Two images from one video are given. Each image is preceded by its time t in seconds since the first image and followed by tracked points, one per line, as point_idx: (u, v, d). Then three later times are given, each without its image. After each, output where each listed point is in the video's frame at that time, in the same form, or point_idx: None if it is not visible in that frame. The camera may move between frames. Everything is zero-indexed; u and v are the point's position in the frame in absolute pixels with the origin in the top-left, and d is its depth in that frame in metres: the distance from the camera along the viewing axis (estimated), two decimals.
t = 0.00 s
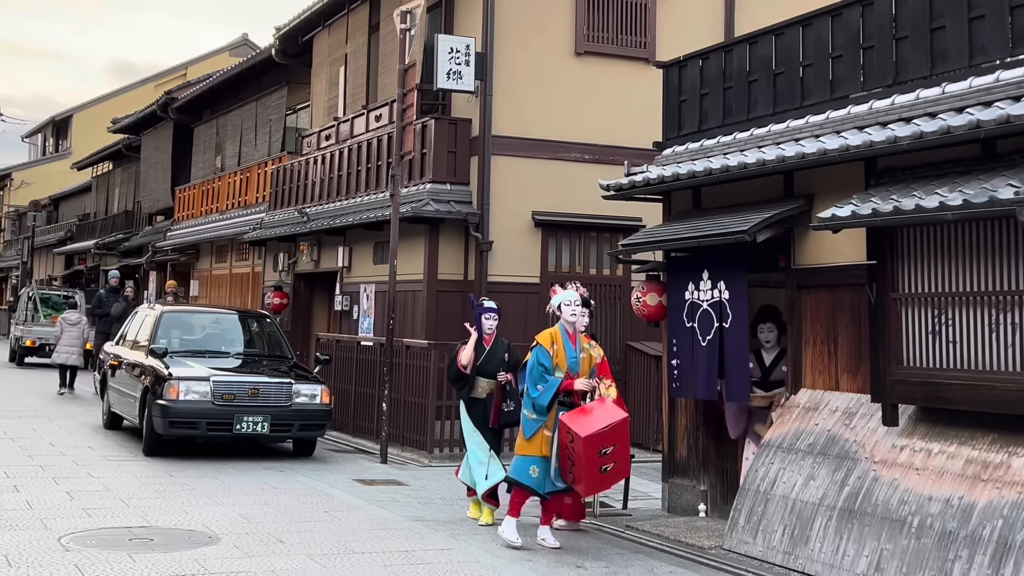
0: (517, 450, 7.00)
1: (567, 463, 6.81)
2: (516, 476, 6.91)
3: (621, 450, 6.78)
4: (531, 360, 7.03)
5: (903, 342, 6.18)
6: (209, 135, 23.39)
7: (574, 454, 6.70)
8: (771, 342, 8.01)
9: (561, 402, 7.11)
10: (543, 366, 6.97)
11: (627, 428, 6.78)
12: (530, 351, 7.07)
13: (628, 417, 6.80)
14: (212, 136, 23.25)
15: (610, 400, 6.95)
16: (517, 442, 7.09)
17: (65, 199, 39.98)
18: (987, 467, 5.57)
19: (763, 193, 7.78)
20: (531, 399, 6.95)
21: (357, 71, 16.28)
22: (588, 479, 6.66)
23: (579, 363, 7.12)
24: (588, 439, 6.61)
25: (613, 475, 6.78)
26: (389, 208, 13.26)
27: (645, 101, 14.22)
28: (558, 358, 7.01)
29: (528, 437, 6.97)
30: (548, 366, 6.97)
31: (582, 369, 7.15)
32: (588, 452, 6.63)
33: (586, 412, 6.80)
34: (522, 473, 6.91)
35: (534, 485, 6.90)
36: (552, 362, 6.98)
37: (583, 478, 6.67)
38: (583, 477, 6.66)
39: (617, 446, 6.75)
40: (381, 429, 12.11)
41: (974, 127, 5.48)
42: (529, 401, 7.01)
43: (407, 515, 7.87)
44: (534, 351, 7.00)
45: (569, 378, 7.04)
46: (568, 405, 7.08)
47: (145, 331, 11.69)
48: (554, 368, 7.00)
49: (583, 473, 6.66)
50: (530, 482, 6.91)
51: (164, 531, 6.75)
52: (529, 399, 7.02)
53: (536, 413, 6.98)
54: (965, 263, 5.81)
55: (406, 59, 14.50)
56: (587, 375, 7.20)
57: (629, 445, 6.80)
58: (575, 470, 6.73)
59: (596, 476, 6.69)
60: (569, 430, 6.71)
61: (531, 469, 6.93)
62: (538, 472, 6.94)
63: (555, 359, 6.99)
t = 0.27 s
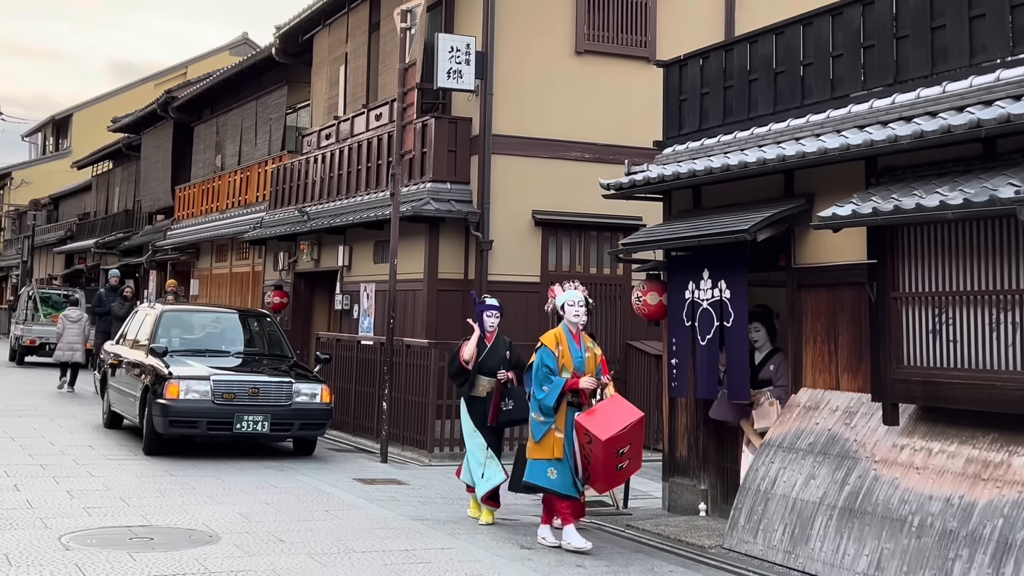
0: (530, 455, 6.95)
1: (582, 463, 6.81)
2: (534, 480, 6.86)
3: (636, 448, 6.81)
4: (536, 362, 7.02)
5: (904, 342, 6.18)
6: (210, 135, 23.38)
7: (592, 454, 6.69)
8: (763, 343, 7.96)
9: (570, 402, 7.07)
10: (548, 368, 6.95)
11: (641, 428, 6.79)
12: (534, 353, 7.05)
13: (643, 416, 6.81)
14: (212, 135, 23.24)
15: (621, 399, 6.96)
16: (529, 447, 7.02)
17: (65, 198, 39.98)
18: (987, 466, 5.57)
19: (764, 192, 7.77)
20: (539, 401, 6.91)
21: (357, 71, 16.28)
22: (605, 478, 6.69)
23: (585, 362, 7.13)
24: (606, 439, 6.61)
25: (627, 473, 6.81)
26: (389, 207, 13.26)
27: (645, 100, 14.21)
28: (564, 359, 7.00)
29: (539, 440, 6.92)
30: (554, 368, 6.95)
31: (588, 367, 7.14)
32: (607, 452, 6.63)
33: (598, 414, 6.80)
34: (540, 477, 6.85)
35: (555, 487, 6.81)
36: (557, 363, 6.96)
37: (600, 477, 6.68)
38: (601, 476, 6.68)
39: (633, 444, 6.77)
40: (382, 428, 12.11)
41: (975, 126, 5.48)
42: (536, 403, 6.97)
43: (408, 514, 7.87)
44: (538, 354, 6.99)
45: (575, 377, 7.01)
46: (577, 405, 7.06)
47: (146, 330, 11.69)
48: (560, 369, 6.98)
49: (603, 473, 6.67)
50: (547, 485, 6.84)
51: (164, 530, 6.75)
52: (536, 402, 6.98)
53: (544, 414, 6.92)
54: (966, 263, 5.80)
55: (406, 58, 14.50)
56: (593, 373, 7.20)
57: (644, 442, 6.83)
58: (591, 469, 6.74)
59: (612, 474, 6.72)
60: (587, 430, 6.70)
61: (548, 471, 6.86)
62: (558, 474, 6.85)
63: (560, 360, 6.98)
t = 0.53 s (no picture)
0: (553, 461, 6.83)
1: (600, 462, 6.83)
2: (558, 488, 6.79)
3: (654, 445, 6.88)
4: (550, 368, 6.90)
5: (904, 340, 6.18)
6: (210, 134, 23.38)
7: (611, 454, 6.71)
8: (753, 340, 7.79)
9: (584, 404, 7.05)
10: (564, 373, 6.87)
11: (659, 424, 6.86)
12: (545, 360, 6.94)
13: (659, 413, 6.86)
14: (212, 134, 23.24)
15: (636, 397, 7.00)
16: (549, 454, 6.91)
17: (65, 197, 40.00)
18: (987, 464, 5.58)
19: (764, 191, 7.77)
20: (562, 406, 6.80)
21: (357, 69, 16.28)
22: (624, 476, 6.75)
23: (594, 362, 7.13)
24: (629, 439, 6.64)
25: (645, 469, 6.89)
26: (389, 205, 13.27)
27: (645, 98, 14.21)
28: (575, 363, 6.95)
29: (565, 446, 6.81)
30: (569, 372, 6.88)
31: (598, 367, 7.12)
32: (628, 451, 6.66)
33: (617, 415, 6.79)
34: (564, 484, 6.79)
35: (577, 494, 6.78)
36: (571, 367, 6.90)
37: (618, 476, 6.74)
38: (620, 475, 6.74)
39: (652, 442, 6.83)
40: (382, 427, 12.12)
41: (975, 125, 5.48)
42: (557, 410, 6.84)
43: (408, 513, 7.87)
44: (551, 359, 6.89)
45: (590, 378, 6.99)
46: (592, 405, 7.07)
47: (146, 329, 11.69)
48: (574, 372, 6.92)
49: (624, 473, 6.74)
50: (572, 490, 6.78)
51: (165, 528, 6.76)
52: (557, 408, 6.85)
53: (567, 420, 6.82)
54: (966, 261, 5.81)
55: (406, 57, 14.50)
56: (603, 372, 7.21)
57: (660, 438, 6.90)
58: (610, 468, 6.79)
59: (631, 472, 6.79)
60: (607, 431, 6.68)
61: (571, 479, 6.80)
62: (580, 481, 6.81)
63: (574, 363, 6.93)
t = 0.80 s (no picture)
0: (565, 458, 6.83)
1: (616, 458, 6.76)
2: (569, 484, 6.78)
3: (668, 439, 6.85)
4: (565, 365, 6.90)
5: (904, 337, 6.18)
6: (210, 131, 23.37)
7: (628, 449, 6.65)
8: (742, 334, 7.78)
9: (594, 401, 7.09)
10: (580, 369, 6.87)
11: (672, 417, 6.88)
12: (559, 356, 6.92)
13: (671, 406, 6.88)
14: (212, 132, 23.23)
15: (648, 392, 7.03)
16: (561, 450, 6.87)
17: (65, 194, 39.98)
18: (987, 461, 5.58)
19: (764, 188, 7.77)
20: (582, 402, 6.81)
21: (357, 67, 16.28)
22: (643, 471, 6.65)
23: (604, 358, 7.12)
24: (645, 432, 6.59)
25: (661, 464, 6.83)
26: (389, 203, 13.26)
27: (645, 96, 14.21)
28: (587, 359, 6.95)
29: (581, 442, 6.81)
30: (584, 368, 6.89)
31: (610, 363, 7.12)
32: (645, 444, 6.61)
33: (631, 409, 6.77)
34: (574, 480, 6.79)
35: (587, 491, 6.79)
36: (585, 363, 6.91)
37: (637, 471, 6.64)
38: (639, 470, 6.64)
39: (666, 437, 6.79)
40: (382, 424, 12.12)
41: (975, 122, 5.48)
42: (574, 405, 6.85)
43: (408, 510, 7.88)
44: (565, 356, 6.89)
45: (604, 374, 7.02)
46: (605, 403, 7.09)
47: (146, 326, 11.70)
48: (588, 369, 6.92)
49: (642, 467, 6.66)
50: (583, 486, 6.78)
51: (165, 525, 6.76)
52: (574, 403, 6.85)
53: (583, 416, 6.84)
54: (967, 258, 5.81)
55: (406, 54, 14.50)
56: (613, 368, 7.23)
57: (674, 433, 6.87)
58: (627, 464, 6.70)
59: (649, 466, 6.70)
60: (622, 426, 6.66)
61: (581, 475, 6.81)
62: (589, 478, 6.82)
63: (586, 360, 6.94)
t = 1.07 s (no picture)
0: (567, 453, 6.86)
1: (623, 456, 6.76)
2: (569, 480, 6.80)
3: (674, 438, 6.82)
4: (569, 361, 6.92)
5: (904, 334, 6.18)
6: (210, 129, 23.35)
7: (634, 446, 6.63)
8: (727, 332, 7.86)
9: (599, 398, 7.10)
10: (584, 365, 6.87)
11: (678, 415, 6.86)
12: (564, 353, 6.94)
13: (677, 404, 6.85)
14: (212, 129, 23.21)
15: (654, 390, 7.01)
16: (565, 446, 6.91)
17: (65, 192, 39.98)
18: (987, 458, 5.58)
19: (764, 185, 7.77)
20: (584, 398, 6.81)
21: (357, 64, 16.26)
22: (648, 470, 6.63)
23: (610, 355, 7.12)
24: (651, 429, 6.56)
25: (667, 463, 6.82)
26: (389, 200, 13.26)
27: (645, 93, 14.20)
28: (593, 356, 6.94)
29: (583, 438, 6.83)
30: (589, 364, 6.89)
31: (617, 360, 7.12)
32: (651, 442, 6.59)
33: (636, 407, 6.75)
34: (575, 477, 6.80)
35: (587, 487, 6.80)
36: (590, 360, 6.90)
37: (643, 469, 6.63)
38: (644, 469, 6.62)
39: (672, 435, 6.76)
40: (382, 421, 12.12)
41: (975, 119, 5.48)
42: (577, 402, 6.85)
43: (408, 507, 7.88)
44: (570, 352, 6.90)
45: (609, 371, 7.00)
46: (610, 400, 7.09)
47: (146, 323, 11.70)
48: (593, 365, 6.92)
49: (647, 465, 6.64)
50: (584, 482, 6.79)
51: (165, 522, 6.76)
52: (577, 400, 6.87)
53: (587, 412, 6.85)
54: (967, 255, 5.81)
55: (406, 52, 14.49)
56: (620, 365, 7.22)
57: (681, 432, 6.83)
58: (633, 462, 6.69)
59: (654, 465, 6.68)
60: (628, 423, 6.64)
61: (582, 472, 6.82)
62: (590, 474, 6.82)
63: (591, 357, 6.92)
